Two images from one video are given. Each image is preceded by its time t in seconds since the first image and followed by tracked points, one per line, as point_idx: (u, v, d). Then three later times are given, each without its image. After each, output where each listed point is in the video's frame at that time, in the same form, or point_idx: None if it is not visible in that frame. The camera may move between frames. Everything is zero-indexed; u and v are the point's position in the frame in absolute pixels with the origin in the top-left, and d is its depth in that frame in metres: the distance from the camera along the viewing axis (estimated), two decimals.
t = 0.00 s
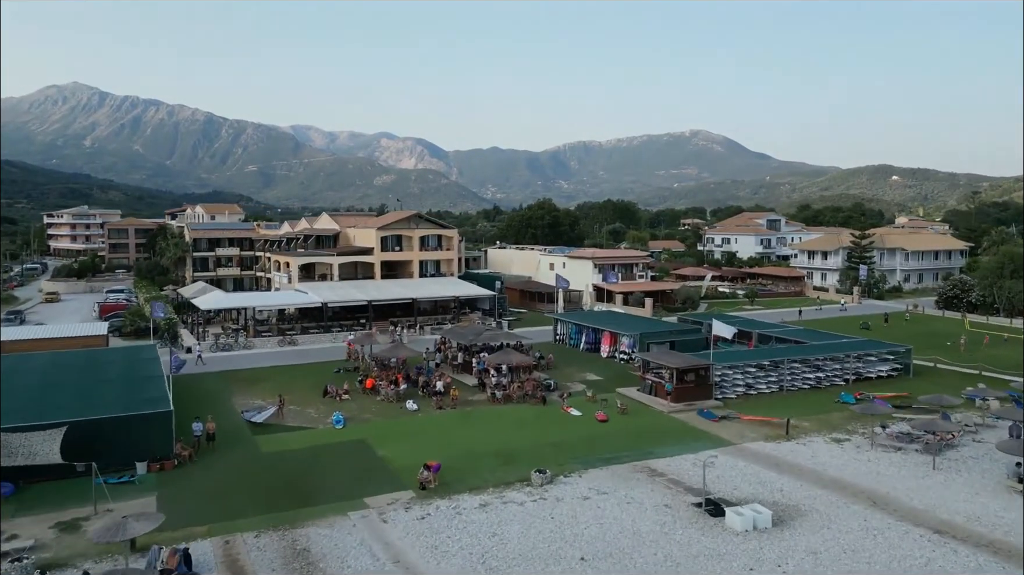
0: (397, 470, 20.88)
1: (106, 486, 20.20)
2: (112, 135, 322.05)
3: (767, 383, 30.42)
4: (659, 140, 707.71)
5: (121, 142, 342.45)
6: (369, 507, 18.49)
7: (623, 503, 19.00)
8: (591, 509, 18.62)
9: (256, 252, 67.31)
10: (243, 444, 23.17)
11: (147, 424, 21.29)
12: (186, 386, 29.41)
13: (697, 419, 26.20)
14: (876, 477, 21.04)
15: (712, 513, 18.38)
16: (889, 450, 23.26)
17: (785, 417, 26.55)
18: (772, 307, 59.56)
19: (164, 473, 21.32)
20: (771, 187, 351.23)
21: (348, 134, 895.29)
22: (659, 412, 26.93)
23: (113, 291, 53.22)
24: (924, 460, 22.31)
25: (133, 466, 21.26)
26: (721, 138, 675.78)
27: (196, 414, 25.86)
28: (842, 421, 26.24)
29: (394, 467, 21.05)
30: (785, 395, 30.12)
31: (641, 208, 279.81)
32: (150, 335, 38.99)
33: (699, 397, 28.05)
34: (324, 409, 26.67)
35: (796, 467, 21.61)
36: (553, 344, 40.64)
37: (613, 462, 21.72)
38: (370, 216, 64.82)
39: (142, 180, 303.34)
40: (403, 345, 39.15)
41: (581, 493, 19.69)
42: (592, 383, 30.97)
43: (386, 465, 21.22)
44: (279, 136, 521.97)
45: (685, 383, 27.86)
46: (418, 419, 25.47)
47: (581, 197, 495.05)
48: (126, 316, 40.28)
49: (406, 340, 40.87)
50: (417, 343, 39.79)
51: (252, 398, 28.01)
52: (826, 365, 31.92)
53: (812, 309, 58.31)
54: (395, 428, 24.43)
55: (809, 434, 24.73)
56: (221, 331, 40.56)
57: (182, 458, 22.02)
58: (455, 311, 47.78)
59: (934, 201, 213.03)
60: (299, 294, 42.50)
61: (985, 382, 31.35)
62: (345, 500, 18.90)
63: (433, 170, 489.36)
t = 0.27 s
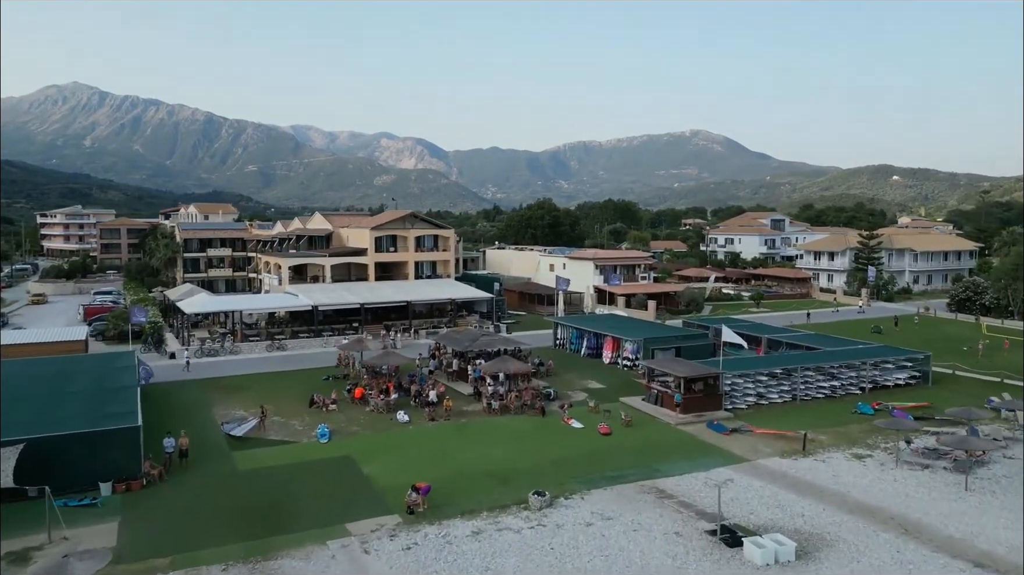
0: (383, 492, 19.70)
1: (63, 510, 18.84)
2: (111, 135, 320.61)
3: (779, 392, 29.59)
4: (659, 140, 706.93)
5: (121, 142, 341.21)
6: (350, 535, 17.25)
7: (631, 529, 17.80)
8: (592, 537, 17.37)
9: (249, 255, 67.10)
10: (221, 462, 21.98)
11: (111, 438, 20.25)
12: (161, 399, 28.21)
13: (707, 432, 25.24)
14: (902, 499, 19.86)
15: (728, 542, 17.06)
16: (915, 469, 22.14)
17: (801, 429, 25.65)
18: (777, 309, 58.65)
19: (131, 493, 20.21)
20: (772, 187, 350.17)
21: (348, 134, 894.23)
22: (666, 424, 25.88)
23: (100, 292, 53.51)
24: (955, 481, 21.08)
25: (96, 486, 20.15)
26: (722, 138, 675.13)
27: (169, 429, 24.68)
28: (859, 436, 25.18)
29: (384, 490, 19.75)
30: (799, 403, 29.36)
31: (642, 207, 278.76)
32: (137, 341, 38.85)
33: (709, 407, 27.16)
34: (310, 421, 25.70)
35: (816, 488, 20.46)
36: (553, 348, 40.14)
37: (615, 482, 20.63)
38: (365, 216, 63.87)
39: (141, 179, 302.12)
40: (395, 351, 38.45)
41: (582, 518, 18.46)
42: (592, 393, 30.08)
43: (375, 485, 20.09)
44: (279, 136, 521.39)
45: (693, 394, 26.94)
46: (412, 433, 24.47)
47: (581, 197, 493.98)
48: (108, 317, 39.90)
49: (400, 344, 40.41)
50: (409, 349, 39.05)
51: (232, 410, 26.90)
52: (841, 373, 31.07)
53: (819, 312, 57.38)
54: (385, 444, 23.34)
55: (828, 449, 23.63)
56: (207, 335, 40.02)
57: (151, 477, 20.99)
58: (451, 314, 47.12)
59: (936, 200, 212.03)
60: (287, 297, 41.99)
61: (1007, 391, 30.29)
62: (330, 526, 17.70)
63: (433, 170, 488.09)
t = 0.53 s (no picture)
0: (369, 517, 18.54)
1: (15, 537, 17.48)
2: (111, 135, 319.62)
3: (793, 402, 28.79)
4: (660, 139, 706.06)
5: (120, 142, 340.34)
6: (329, 567, 15.98)
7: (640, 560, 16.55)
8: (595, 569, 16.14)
9: (240, 256, 66.88)
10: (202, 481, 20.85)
11: (75, 457, 18.90)
12: (143, 411, 27.17)
13: (718, 446, 24.33)
14: (931, 524, 18.69)
15: None
16: (945, 490, 20.97)
17: (818, 443, 24.76)
18: (783, 312, 57.80)
19: (91, 518, 18.83)
20: (773, 186, 349.25)
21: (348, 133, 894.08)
22: (674, 438, 24.96)
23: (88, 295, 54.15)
24: (989, 503, 19.84)
25: (54, 510, 18.79)
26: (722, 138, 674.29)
27: (149, 445, 23.58)
28: (882, 452, 24.16)
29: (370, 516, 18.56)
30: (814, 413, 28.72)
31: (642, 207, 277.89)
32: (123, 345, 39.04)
33: (719, 419, 26.33)
34: (294, 434, 24.84)
35: (837, 512, 19.31)
36: (554, 354, 39.74)
37: (619, 505, 19.50)
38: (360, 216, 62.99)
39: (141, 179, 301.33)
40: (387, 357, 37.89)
41: (585, 548, 17.18)
42: (593, 404, 29.25)
43: (364, 508, 18.97)
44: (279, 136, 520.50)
45: (703, 405, 26.09)
46: (403, 447, 23.55)
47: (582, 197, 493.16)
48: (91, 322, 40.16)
49: (394, 349, 39.95)
50: (401, 355, 38.43)
51: (213, 423, 26.00)
52: (858, 382, 30.29)
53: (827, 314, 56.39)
54: (378, 461, 22.28)
55: (850, 468, 22.52)
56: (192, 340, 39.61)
57: (115, 500, 19.59)
58: (447, 317, 46.49)
59: (938, 200, 211.05)
60: (275, 301, 41.47)
61: None
62: (311, 557, 16.45)
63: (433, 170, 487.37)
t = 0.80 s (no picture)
0: (361, 547, 17.32)
1: None
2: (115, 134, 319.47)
3: (814, 413, 27.89)
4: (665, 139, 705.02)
5: (125, 142, 340.53)
6: None
7: None
8: None
9: (237, 256, 66.34)
10: (184, 500, 19.79)
11: (35, 479, 17.25)
12: (130, 422, 26.23)
13: (738, 463, 23.36)
14: (975, 552, 17.30)
15: None
16: (988, 514, 19.61)
17: (843, 459, 23.77)
18: (793, 315, 56.83)
19: (51, 545, 17.32)
20: (779, 186, 347.57)
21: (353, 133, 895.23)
22: (687, 453, 23.99)
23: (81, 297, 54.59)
24: None
25: (12, 537, 17.26)
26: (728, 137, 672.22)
27: (131, 460, 22.53)
28: (915, 470, 23.05)
29: (359, 546, 17.32)
30: (836, 425, 27.86)
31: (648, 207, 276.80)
32: (110, 349, 39.06)
33: (735, 432, 25.41)
34: (280, 447, 23.93)
35: (871, 540, 18.01)
36: (560, 359, 39.10)
37: (630, 532, 18.36)
38: (361, 215, 62.13)
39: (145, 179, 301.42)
40: (384, 363, 37.35)
41: None
42: (600, 415, 28.32)
43: (357, 534, 17.92)
44: (284, 136, 520.59)
45: (719, 416, 25.20)
46: (397, 463, 22.59)
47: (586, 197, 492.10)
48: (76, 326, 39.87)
49: (392, 354, 39.40)
50: (398, 360, 37.79)
51: (196, 435, 25.11)
52: (882, 393, 29.47)
53: (841, 317, 55.26)
54: (374, 480, 21.25)
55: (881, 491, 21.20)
56: (182, 344, 39.00)
57: (80, 525, 18.09)
58: (449, 320, 45.68)
59: (946, 200, 209.45)
60: (271, 303, 40.70)
61: None
62: None
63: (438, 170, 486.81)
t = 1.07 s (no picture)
0: None
1: None
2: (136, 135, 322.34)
3: (854, 430, 26.61)
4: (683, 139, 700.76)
5: (146, 142, 343.86)
6: None
7: None
8: None
9: (249, 257, 66.05)
10: (178, 524, 18.68)
11: (12, 504, 15.89)
12: (132, 436, 25.44)
13: (775, 487, 22.13)
14: None
15: None
16: None
17: (892, 483, 22.53)
18: (819, 321, 55.44)
19: None
20: (799, 186, 343.51)
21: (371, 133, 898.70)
22: (717, 475, 22.88)
23: (90, 299, 54.97)
24: None
25: None
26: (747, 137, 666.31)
27: (128, 478, 21.57)
28: (970, 497, 21.74)
29: None
30: (877, 441, 26.62)
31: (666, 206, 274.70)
32: (113, 353, 39.71)
33: (767, 452, 24.14)
34: (281, 464, 23.15)
35: None
36: (579, 367, 38.47)
37: (659, 567, 17.09)
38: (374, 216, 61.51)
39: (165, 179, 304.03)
40: (395, 370, 36.89)
41: None
42: (622, 431, 27.32)
43: (364, 565, 16.79)
44: (302, 136, 523.34)
45: (753, 434, 23.94)
46: (405, 483, 21.62)
47: (603, 196, 489.91)
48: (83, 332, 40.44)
49: (403, 361, 38.89)
50: (408, 368, 37.39)
51: (194, 449, 24.44)
52: (927, 408, 28.07)
53: (872, 323, 53.62)
54: (385, 503, 20.19)
55: (936, 522, 19.92)
56: (187, 350, 38.53)
57: (59, 554, 16.73)
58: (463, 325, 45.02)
59: (972, 199, 205.55)
60: (280, 308, 40.19)
61: None
62: None
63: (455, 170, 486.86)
